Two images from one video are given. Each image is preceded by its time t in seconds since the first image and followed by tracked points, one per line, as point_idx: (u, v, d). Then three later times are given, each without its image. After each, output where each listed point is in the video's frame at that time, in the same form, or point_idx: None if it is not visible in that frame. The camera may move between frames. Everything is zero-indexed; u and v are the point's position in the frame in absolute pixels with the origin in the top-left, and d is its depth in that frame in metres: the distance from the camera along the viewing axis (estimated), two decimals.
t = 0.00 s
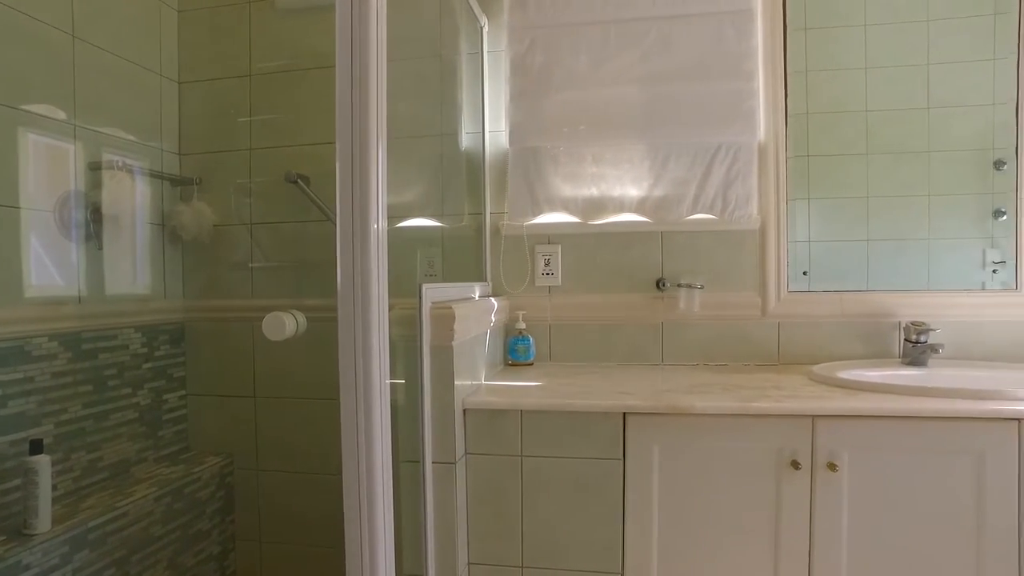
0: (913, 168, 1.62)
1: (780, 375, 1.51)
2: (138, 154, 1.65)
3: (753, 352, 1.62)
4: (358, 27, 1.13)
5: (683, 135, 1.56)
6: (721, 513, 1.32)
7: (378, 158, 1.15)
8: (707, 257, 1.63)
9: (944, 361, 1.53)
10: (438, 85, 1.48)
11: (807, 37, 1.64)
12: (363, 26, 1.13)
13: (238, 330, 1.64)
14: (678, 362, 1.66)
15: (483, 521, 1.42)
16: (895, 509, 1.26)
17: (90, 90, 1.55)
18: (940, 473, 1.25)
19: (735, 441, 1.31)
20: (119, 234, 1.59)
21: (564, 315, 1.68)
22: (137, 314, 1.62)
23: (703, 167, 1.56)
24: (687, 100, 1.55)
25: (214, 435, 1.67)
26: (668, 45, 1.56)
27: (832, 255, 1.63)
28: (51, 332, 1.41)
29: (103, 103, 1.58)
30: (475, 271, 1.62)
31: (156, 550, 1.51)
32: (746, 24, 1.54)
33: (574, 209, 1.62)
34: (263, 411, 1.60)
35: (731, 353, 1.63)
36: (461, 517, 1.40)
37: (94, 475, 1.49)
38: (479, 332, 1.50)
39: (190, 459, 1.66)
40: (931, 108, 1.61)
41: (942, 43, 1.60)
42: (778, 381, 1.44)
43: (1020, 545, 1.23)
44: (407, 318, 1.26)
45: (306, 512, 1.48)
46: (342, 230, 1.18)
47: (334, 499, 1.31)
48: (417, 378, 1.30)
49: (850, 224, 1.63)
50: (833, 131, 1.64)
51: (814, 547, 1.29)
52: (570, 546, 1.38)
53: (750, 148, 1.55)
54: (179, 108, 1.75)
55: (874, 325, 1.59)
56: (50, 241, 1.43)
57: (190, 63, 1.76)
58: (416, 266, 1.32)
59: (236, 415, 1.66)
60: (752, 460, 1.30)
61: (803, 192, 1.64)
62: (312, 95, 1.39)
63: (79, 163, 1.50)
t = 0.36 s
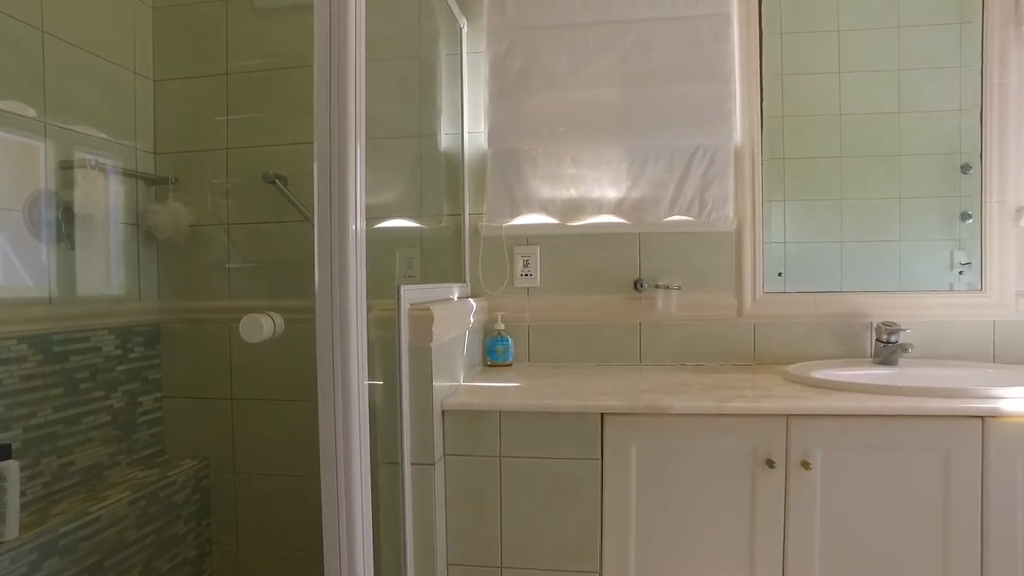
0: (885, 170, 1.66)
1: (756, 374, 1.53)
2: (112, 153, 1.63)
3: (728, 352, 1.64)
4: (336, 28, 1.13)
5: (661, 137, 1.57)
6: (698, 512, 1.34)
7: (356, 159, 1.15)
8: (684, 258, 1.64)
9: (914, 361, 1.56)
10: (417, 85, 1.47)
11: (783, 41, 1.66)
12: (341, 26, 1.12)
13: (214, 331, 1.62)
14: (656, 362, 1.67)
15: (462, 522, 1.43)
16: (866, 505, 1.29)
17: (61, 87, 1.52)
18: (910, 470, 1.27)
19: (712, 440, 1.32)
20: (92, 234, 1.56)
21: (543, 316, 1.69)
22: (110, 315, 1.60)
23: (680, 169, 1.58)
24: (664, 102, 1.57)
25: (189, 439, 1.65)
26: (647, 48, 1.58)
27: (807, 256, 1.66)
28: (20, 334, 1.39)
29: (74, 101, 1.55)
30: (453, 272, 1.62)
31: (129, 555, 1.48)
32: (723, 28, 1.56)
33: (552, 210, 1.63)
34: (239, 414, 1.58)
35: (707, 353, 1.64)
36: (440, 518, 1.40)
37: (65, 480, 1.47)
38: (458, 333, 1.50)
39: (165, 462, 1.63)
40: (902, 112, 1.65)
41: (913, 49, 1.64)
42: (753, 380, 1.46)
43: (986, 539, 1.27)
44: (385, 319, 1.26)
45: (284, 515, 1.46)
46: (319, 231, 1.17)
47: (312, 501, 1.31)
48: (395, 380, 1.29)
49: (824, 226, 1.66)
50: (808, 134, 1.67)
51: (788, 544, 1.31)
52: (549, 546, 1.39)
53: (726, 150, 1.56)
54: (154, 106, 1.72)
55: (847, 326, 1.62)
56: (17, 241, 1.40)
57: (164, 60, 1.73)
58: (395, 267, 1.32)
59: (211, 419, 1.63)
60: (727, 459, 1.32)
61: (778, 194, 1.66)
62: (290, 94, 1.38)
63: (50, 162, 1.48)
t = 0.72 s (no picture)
0: (851, 173, 1.69)
1: (725, 375, 1.55)
2: (76, 152, 1.60)
3: (698, 353, 1.66)
4: (307, 26, 1.12)
5: (632, 139, 1.58)
6: (668, 511, 1.35)
7: (326, 159, 1.14)
8: (654, 260, 1.66)
9: (877, 360, 1.59)
10: (389, 86, 1.47)
11: (753, 45, 1.69)
12: (312, 25, 1.11)
13: (182, 333, 1.60)
14: (627, 363, 1.69)
15: (434, 524, 1.42)
16: (831, 503, 1.32)
17: (20, 82, 1.50)
18: (872, 467, 1.30)
19: (681, 440, 1.34)
20: (55, 234, 1.54)
21: (515, 317, 1.69)
22: (75, 316, 1.58)
23: (651, 171, 1.59)
24: (636, 105, 1.58)
25: (158, 442, 1.61)
26: (618, 52, 1.59)
27: (775, 258, 1.68)
28: None
29: (34, 97, 1.53)
30: (426, 274, 1.62)
31: (94, 563, 1.45)
32: (693, 33, 1.58)
33: (525, 212, 1.63)
34: (208, 417, 1.56)
35: (678, 354, 1.66)
36: (412, 521, 1.40)
37: (26, 487, 1.44)
38: (430, 335, 1.49)
39: (133, 467, 1.60)
40: (868, 116, 1.68)
41: (878, 56, 1.68)
42: (722, 381, 1.48)
43: (945, 534, 1.30)
44: (356, 322, 1.26)
45: (254, 519, 1.44)
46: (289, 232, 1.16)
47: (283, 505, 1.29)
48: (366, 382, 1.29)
49: (792, 228, 1.69)
50: (777, 137, 1.70)
51: (755, 542, 1.34)
52: (521, 547, 1.39)
53: (696, 154, 1.58)
54: (120, 103, 1.68)
55: (814, 326, 1.64)
56: None
57: (130, 56, 1.69)
58: (366, 268, 1.32)
59: (180, 422, 1.60)
60: (696, 458, 1.34)
61: (748, 196, 1.69)
62: (261, 94, 1.37)
63: (8, 159, 1.45)
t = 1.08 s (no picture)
0: (826, 176, 1.71)
1: (702, 376, 1.56)
2: (43, 149, 1.55)
3: (675, 354, 1.66)
4: (279, 24, 1.10)
5: (610, 141, 1.58)
6: (644, 512, 1.35)
7: (299, 159, 1.12)
8: (632, 262, 1.66)
9: (851, 361, 1.61)
10: (365, 87, 1.45)
11: (730, 48, 1.70)
12: (284, 22, 1.09)
13: (154, 336, 1.56)
14: (605, 365, 1.68)
15: (410, 529, 1.41)
16: (805, 503, 1.33)
17: None
18: (845, 467, 1.32)
19: (657, 442, 1.34)
20: (20, 234, 1.49)
21: (493, 319, 1.69)
22: (41, 319, 1.53)
23: (629, 173, 1.59)
24: (612, 107, 1.58)
25: (128, 446, 1.58)
26: (596, 54, 1.59)
27: (751, 259, 1.69)
28: None
29: None
30: (403, 276, 1.61)
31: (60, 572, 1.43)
32: (669, 36, 1.58)
33: (502, 214, 1.62)
34: (181, 421, 1.53)
35: (656, 356, 1.67)
36: (388, 526, 1.38)
37: None
38: (406, 337, 1.48)
39: (103, 472, 1.57)
40: (842, 120, 1.70)
41: (852, 60, 1.70)
42: (699, 382, 1.49)
43: (917, 532, 1.32)
44: (330, 324, 1.24)
45: (228, 524, 1.42)
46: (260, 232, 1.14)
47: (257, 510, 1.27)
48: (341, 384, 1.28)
49: (768, 229, 1.70)
50: (753, 139, 1.71)
51: (731, 542, 1.34)
52: (498, 550, 1.38)
53: (673, 156, 1.58)
54: (89, 101, 1.64)
55: (789, 328, 1.66)
56: None
57: (100, 53, 1.65)
58: (342, 270, 1.31)
59: (151, 427, 1.57)
60: (672, 460, 1.34)
61: (725, 198, 1.70)
62: (235, 94, 1.35)
63: None
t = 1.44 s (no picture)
0: (802, 178, 1.73)
1: (679, 376, 1.56)
2: (11, 148, 1.53)
3: (652, 354, 1.67)
4: (252, 21, 1.08)
5: (589, 142, 1.59)
6: (621, 512, 1.36)
7: (272, 158, 1.11)
8: (610, 262, 1.67)
9: (826, 360, 1.63)
10: (343, 86, 1.44)
11: (709, 50, 1.71)
12: (257, 20, 1.08)
13: (127, 337, 1.53)
14: (583, 364, 1.69)
15: (387, 531, 1.40)
16: (779, 501, 1.34)
17: None
18: (819, 466, 1.33)
19: (634, 442, 1.34)
20: None
21: (471, 319, 1.68)
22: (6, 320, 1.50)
23: (607, 174, 1.60)
24: (590, 108, 1.59)
25: (101, 450, 1.55)
26: (574, 55, 1.59)
27: (729, 260, 1.70)
28: None
29: None
30: (380, 276, 1.60)
31: None
32: (647, 37, 1.59)
33: (480, 214, 1.62)
34: (156, 424, 1.51)
35: (633, 355, 1.67)
36: (364, 528, 1.37)
37: None
38: (383, 338, 1.47)
39: (73, 477, 1.54)
40: (818, 122, 1.72)
41: (829, 64, 1.72)
42: (676, 382, 1.49)
43: (888, 529, 1.34)
44: (304, 325, 1.23)
45: (204, 527, 1.40)
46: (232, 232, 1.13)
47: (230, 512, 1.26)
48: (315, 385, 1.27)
49: (745, 230, 1.71)
50: (730, 141, 1.73)
51: (707, 541, 1.35)
52: (474, 551, 1.38)
53: (652, 156, 1.59)
54: (61, 100, 1.62)
55: (765, 327, 1.67)
56: None
57: (72, 49, 1.62)
58: (317, 270, 1.29)
59: (123, 431, 1.54)
60: (649, 459, 1.34)
61: (703, 199, 1.71)
62: (210, 92, 1.33)
63: None
